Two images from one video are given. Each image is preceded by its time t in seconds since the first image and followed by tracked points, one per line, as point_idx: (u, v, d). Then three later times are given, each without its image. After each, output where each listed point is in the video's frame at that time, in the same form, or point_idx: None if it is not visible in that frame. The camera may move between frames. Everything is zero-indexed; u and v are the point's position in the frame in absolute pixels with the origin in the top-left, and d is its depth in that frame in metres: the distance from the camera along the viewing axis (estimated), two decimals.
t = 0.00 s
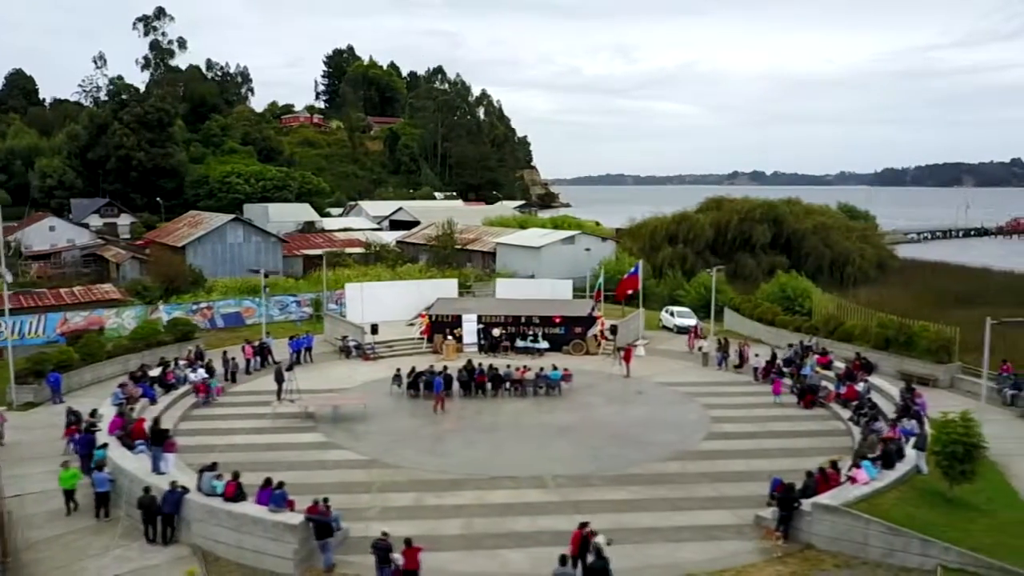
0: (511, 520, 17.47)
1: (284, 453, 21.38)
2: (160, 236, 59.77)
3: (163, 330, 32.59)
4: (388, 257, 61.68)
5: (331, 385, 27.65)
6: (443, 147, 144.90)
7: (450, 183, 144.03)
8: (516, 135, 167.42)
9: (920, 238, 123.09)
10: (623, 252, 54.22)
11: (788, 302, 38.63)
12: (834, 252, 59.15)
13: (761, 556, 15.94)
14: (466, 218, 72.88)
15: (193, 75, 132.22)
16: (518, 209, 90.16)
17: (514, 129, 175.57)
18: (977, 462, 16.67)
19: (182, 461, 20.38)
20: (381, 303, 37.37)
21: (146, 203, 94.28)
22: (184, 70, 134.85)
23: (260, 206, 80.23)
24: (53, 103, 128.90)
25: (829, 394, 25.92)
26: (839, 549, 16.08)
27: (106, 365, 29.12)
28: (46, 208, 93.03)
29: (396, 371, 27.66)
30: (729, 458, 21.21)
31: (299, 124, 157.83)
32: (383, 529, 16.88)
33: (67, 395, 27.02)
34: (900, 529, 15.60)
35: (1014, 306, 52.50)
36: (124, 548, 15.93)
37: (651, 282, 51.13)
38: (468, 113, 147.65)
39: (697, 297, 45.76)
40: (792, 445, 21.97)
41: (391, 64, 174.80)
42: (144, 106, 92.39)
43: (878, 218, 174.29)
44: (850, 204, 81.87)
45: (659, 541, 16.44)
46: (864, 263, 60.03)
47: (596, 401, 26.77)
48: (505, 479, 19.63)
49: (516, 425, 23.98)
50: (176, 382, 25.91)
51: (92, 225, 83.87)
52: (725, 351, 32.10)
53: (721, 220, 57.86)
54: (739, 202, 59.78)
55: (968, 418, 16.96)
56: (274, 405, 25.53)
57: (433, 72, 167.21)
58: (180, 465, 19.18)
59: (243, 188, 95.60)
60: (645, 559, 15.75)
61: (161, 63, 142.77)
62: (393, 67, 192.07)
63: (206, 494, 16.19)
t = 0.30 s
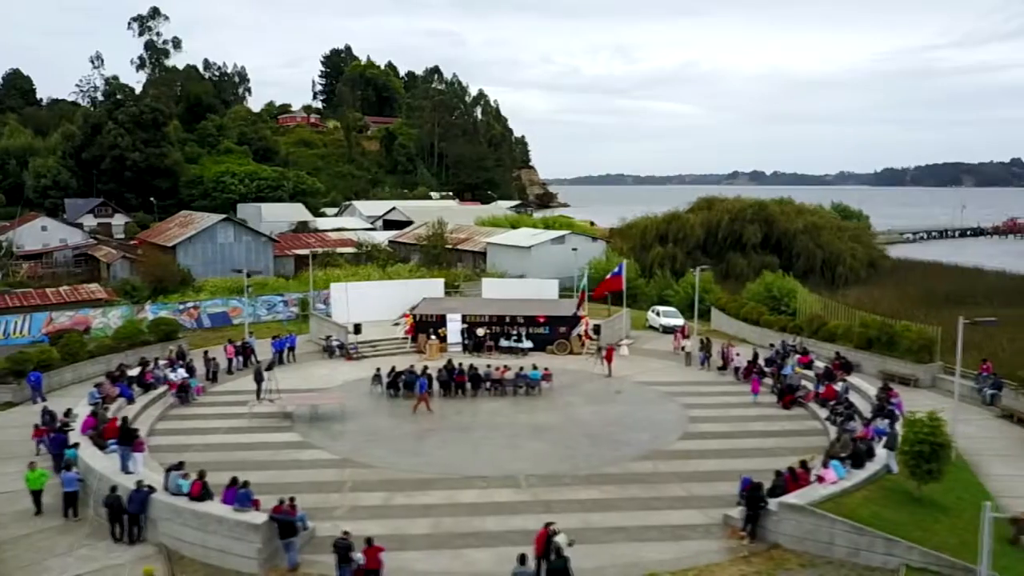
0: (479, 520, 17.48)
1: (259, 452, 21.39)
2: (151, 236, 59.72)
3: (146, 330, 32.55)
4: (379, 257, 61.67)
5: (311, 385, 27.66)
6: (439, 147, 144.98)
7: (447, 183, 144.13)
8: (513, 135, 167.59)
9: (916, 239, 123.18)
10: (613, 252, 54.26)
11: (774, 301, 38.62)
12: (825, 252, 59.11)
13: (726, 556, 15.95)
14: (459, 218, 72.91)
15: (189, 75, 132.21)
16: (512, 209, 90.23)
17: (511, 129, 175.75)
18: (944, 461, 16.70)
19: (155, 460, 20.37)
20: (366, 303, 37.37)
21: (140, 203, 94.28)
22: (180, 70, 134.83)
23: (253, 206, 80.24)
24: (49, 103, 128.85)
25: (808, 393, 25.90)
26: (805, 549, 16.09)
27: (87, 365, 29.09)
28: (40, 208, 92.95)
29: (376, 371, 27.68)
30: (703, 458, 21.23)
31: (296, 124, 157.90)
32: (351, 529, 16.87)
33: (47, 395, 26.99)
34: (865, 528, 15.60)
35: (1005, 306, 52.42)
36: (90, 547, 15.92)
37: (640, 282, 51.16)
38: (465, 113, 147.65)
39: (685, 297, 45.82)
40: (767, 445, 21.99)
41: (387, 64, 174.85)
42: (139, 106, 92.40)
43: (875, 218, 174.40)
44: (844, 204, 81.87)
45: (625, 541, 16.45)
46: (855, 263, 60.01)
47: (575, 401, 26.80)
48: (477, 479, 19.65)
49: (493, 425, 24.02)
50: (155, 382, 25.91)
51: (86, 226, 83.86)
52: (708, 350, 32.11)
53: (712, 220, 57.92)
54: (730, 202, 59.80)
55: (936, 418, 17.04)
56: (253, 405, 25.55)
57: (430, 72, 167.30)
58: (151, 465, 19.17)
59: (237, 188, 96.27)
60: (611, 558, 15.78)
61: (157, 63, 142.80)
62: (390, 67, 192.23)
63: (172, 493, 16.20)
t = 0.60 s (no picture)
0: (448, 520, 17.45)
1: (233, 452, 21.38)
2: (142, 236, 59.66)
3: (130, 330, 32.50)
4: (371, 257, 61.66)
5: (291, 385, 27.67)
6: (436, 147, 144.94)
7: (443, 183, 144.12)
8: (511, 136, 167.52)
9: (912, 239, 123.09)
10: (603, 252, 54.25)
11: (760, 301, 38.60)
12: (816, 252, 59.06)
13: (692, 556, 15.93)
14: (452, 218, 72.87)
15: (186, 74, 132.17)
16: (507, 209, 90.23)
17: (509, 130, 175.71)
18: (911, 461, 16.71)
19: (128, 460, 20.35)
20: (351, 303, 37.35)
21: (135, 203, 94.31)
22: (177, 70, 134.81)
23: (247, 206, 80.18)
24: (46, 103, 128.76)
25: (787, 393, 25.86)
26: (771, 548, 16.09)
27: (69, 365, 29.06)
28: (35, 208, 92.85)
29: (356, 370, 27.69)
30: (677, 458, 21.23)
31: (293, 124, 157.86)
32: (317, 529, 16.84)
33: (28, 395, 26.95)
34: (829, 528, 15.62)
35: (996, 306, 52.31)
36: (56, 547, 15.90)
37: (630, 282, 51.15)
38: (461, 113, 147.60)
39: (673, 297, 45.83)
40: (742, 445, 21.98)
41: (385, 64, 174.84)
42: (133, 106, 92.40)
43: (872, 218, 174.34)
44: (838, 204, 81.80)
45: (592, 541, 16.42)
46: (846, 263, 59.93)
47: (555, 401, 26.81)
48: (449, 479, 19.65)
49: (470, 425, 24.02)
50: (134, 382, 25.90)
51: (80, 225, 83.82)
52: (691, 351, 32.09)
53: (702, 220, 57.92)
54: (721, 201, 59.73)
55: (903, 417, 17.07)
56: (231, 405, 25.56)
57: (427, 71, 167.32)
58: (122, 464, 19.16)
59: (232, 188, 96.03)
60: (576, 558, 15.76)
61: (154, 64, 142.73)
62: (388, 68, 192.21)
63: (138, 493, 16.21)
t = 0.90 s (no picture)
0: (415, 519, 17.47)
1: (208, 452, 21.41)
2: (133, 236, 59.67)
3: (113, 330, 32.49)
4: (362, 257, 61.65)
5: (270, 385, 27.69)
6: (432, 147, 144.91)
7: (440, 183, 144.16)
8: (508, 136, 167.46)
9: (908, 239, 123.06)
10: (593, 252, 54.28)
11: (745, 301, 38.62)
12: (807, 252, 59.07)
13: (656, 555, 15.93)
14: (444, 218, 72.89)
15: (182, 74, 132.15)
16: (501, 209, 90.21)
17: (506, 130, 175.77)
18: (878, 460, 16.73)
19: (101, 460, 20.36)
20: (337, 303, 37.37)
21: (130, 203, 94.35)
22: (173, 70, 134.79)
23: (240, 206, 80.21)
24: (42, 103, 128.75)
25: (766, 393, 25.83)
26: (736, 548, 16.10)
27: (51, 365, 29.07)
28: (29, 208, 92.90)
29: (336, 370, 27.73)
30: (650, 457, 21.25)
31: (290, 124, 157.89)
32: (285, 529, 16.88)
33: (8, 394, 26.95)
34: (793, 528, 15.62)
35: (986, 306, 52.27)
36: (21, 547, 15.92)
37: (619, 282, 51.17)
38: (458, 113, 147.62)
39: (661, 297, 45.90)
40: (716, 445, 22.01)
41: (382, 64, 174.83)
42: (128, 106, 92.41)
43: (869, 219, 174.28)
44: (831, 204, 81.78)
45: (557, 541, 16.44)
46: (837, 263, 59.92)
47: (534, 400, 26.81)
48: (420, 479, 19.68)
49: (447, 425, 24.03)
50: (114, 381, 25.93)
51: (74, 226, 83.82)
52: (674, 351, 32.08)
53: (693, 220, 57.95)
54: (712, 201, 59.71)
55: (870, 417, 17.07)
56: (209, 405, 25.57)
57: (424, 71, 167.33)
58: (93, 464, 19.17)
59: (226, 189, 96.30)
60: (541, 558, 15.77)
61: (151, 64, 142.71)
62: (385, 67, 192.35)
63: (104, 493, 16.23)
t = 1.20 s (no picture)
0: (383, 519, 17.50)
1: (182, 451, 21.45)
2: (124, 236, 59.67)
3: (96, 329, 32.50)
4: (353, 257, 61.65)
5: (250, 385, 27.71)
6: (429, 147, 144.90)
7: (436, 183, 144.26)
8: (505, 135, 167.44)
9: (903, 239, 123.14)
10: (583, 253, 54.33)
11: (731, 301, 38.66)
12: (798, 252, 59.07)
13: (621, 554, 15.94)
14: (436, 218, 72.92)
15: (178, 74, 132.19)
16: (495, 209, 90.26)
17: (503, 129, 175.88)
18: (844, 460, 16.73)
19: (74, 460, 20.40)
20: (322, 302, 37.40)
21: (124, 203, 94.41)
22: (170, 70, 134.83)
23: (233, 206, 80.23)
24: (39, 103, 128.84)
25: (745, 393, 25.85)
26: (702, 548, 16.10)
27: (32, 364, 29.10)
28: (24, 208, 92.98)
29: (316, 369, 27.77)
30: (623, 456, 21.28)
31: (287, 124, 157.96)
32: (252, 528, 16.92)
33: None
34: (757, 528, 15.60)
35: (976, 306, 52.27)
36: None
37: (609, 282, 51.21)
38: (454, 113, 147.58)
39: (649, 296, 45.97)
40: (690, 444, 22.03)
41: (380, 64, 174.91)
42: (123, 106, 92.48)
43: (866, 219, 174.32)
44: (824, 203, 81.75)
45: (523, 540, 16.46)
46: (829, 263, 59.91)
47: (513, 399, 26.84)
48: (391, 478, 19.71)
49: (424, 425, 24.05)
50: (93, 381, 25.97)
51: (69, 226, 83.86)
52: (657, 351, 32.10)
53: (683, 220, 57.99)
54: (702, 201, 59.68)
55: (838, 416, 17.11)
56: (188, 405, 25.61)
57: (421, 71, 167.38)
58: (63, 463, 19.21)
59: (221, 188, 96.28)
60: (505, 557, 15.79)
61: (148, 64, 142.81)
62: (383, 67, 192.48)
63: (69, 492, 16.25)
